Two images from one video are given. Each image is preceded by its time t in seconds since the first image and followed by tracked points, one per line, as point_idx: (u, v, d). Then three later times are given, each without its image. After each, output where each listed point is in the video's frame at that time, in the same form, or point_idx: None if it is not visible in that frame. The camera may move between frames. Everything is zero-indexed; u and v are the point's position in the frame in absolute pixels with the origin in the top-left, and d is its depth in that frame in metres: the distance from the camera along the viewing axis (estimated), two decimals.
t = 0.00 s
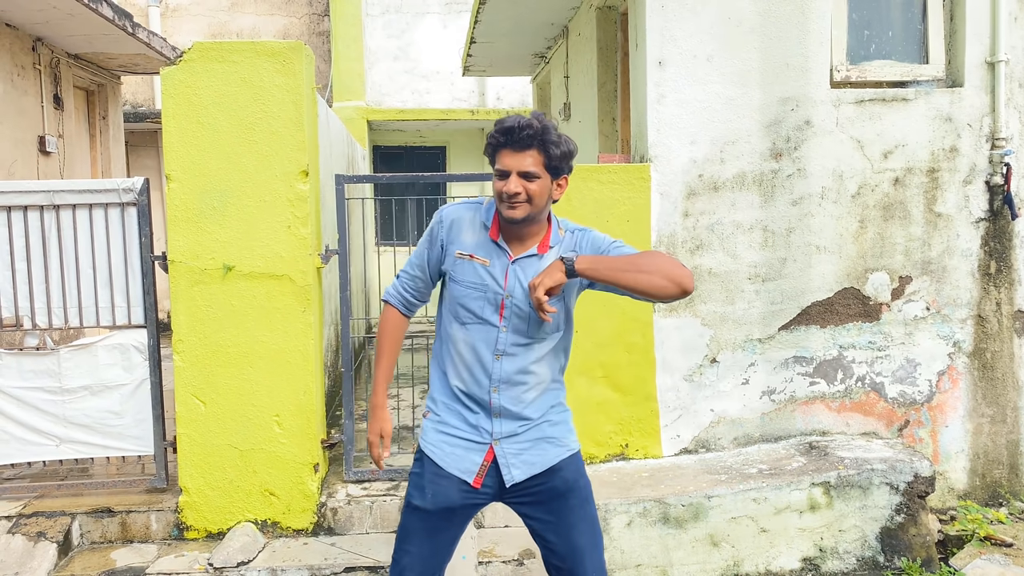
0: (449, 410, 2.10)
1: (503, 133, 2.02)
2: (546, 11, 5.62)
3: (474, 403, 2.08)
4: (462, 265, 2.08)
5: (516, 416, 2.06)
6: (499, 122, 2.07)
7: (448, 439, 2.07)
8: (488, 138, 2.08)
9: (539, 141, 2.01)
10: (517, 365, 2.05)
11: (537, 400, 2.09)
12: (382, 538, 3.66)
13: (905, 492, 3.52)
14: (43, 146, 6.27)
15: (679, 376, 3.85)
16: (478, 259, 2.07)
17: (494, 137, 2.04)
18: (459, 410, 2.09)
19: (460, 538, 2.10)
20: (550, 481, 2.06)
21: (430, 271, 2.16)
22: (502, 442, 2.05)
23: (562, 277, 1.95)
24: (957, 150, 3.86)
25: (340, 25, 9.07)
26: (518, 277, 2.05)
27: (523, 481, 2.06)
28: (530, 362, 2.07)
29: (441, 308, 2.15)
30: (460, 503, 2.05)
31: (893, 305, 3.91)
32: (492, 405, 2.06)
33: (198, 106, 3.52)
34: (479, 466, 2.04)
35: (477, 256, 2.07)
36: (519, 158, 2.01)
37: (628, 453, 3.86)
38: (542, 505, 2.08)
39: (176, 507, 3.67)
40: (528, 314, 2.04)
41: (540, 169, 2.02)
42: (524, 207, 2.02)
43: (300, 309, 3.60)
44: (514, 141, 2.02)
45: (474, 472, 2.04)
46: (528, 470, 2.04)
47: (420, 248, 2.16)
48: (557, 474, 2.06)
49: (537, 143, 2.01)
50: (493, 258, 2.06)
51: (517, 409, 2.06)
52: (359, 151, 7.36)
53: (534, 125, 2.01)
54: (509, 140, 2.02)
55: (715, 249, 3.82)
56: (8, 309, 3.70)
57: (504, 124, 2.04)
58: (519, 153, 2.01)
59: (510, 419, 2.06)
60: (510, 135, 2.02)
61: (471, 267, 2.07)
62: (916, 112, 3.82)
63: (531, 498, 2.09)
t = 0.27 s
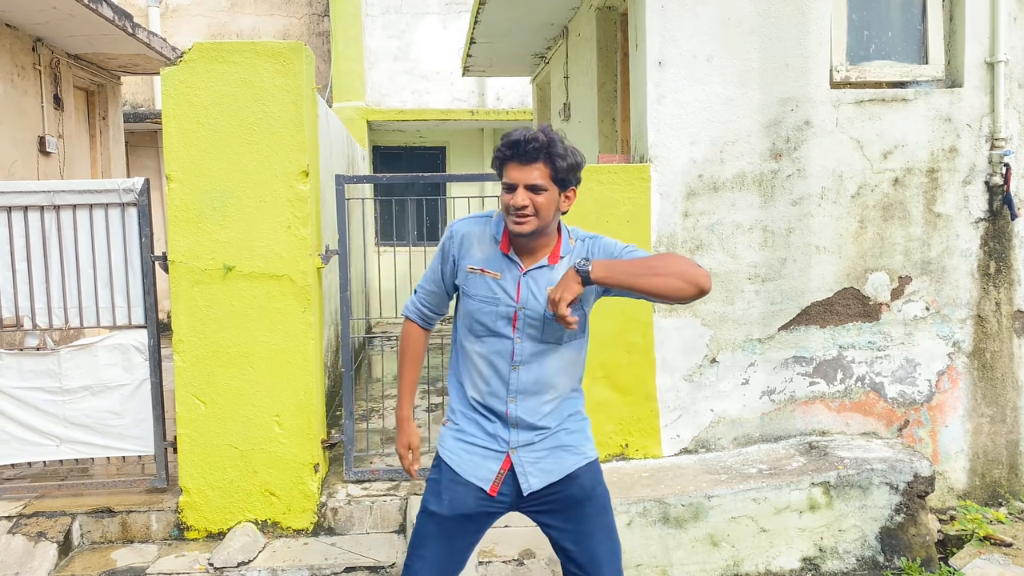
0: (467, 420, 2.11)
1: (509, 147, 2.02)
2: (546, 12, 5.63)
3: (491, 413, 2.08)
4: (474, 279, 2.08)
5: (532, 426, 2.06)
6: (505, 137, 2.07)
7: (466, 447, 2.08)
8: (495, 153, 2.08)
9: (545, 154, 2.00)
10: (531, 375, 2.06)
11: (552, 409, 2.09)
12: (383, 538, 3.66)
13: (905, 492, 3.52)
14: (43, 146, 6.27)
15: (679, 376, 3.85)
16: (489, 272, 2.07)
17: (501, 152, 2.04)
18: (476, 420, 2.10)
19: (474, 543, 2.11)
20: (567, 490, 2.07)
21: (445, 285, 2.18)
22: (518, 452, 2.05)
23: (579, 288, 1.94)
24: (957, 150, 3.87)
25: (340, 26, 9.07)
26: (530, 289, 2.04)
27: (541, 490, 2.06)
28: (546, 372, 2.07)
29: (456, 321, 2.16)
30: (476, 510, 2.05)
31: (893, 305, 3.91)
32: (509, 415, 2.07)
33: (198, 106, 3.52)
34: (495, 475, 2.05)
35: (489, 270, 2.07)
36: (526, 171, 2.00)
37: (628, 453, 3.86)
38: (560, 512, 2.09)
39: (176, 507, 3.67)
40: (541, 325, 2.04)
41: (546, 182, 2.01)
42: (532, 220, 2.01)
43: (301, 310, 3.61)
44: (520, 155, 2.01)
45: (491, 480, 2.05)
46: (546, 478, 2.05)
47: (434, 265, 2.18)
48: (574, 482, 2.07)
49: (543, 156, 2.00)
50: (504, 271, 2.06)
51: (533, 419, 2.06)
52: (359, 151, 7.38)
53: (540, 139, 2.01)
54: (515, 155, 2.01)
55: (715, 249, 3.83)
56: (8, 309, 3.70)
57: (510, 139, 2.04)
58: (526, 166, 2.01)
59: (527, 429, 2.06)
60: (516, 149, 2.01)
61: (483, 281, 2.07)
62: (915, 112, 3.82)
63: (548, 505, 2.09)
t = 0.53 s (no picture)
0: (457, 419, 2.09)
1: (504, 122, 2.01)
2: (546, 12, 5.63)
3: (484, 404, 2.07)
4: (459, 268, 2.07)
5: (527, 413, 2.07)
6: (491, 112, 2.05)
7: (460, 447, 2.06)
8: (480, 129, 2.04)
9: (539, 128, 2.05)
10: (523, 361, 2.07)
11: (547, 395, 2.10)
12: (383, 538, 3.66)
13: (905, 492, 3.53)
14: (43, 146, 6.27)
15: (679, 376, 3.85)
16: (474, 259, 2.05)
17: (494, 126, 2.02)
18: (466, 417, 2.09)
19: (470, 544, 2.09)
20: (563, 483, 2.06)
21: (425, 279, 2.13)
22: (513, 446, 2.05)
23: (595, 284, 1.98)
24: (956, 150, 3.87)
25: (339, 26, 9.07)
26: (516, 273, 2.05)
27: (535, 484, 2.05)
28: (538, 357, 2.08)
29: (442, 313, 2.13)
30: (471, 511, 2.04)
31: (893, 305, 3.91)
32: (502, 405, 2.06)
33: (198, 106, 3.52)
34: (490, 474, 2.04)
35: (473, 257, 2.06)
36: (525, 144, 2.02)
37: (627, 453, 3.86)
38: (554, 506, 2.07)
39: (176, 507, 3.67)
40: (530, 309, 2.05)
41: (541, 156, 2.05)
42: (532, 193, 2.03)
43: (300, 309, 3.61)
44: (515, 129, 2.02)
45: (486, 480, 2.04)
46: (541, 473, 2.05)
47: (410, 259, 2.12)
48: (569, 475, 2.06)
49: (538, 130, 2.05)
50: (489, 256, 2.05)
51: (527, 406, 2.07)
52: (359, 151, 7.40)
53: (533, 114, 2.05)
54: (511, 128, 2.01)
55: (715, 249, 3.83)
56: (8, 309, 3.70)
57: (502, 113, 2.03)
58: (524, 140, 2.02)
59: (522, 418, 2.06)
60: (511, 123, 2.02)
61: (469, 268, 2.06)
62: (915, 112, 3.82)
63: (542, 501, 2.08)
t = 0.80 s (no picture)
0: (430, 411, 2.09)
1: (463, 101, 2.12)
2: (546, 12, 5.63)
3: (458, 388, 2.07)
4: (424, 250, 2.09)
5: (500, 393, 2.08)
6: (445, 95, 2.14)
7: (435, 438, 2.06)
8: (437, 112, 2.13)
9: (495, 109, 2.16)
10: (493, 339, 2.08)
11: (520, 374, 2.10)
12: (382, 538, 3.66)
13: (904, 491, 3.53)
14: (43, 146, 6.27)
15: (678, 376, 3.86)
16: (437, 241, 2.09)
17: (453, 106, 2.11)
18: (439, 405, 2.08)
19: (453, 545, 2.11)
20: (542, 482, 2.07)
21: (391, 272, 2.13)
22: (489, 429, 2.05)
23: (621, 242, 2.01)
24: (956, 150, 3.87)
25: (339, 26, 9.07)
26: (480, 250, 2.09)
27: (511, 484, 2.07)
28: (508, 337, 2.09)
29: (409, 303, 2.13)
30: (453, 510, 2.06)
31: (892, 305, 3.92)
32: (475, 385, 2.07)
33: (198, 106, 3.52)
34: (473, 462, 2.04)
35: (437, 238, 2.09)
36: (483, 122, 2.12)
37: (627, 453, 3.86)
38: (533, 507, 2.08)
39: (177, 507, 3.67)
40: (497, 285, 2.08)
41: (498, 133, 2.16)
42: (496, 167, 2.12)
43: (300, 309, 3.61)
44: (472, 109, 2.13)
45: (469, 468, 2.04)
46: (517, 462, 2.05)
47: (378, 259, 2.12)
48: (550, 475, 2.07)
49: (492, 109, 2.16)
50: (452, 236, 2.10)
51: (501, 386, 2.08)
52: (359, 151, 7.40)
53: (484, 96, 2.16)
54: (468, 108, 2.12)
55: (715, 249, 3.83)
56: (8, 309, 3.70)
57: (458, 95, 2.13)
58: (481, 118, 2.12)
59: (496, 399, 2.07)
60: (467, 102, 2.12)
61: (433, 250, 2.08)
62: (915, 112, 3.83)
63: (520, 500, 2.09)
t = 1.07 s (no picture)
0: (419, 412, 2.09)
1: (453, 104, 2.12)
2: (545, 12, 5.63)
3: (448, 389, 2.07)
4: (416, 252, 2.09)
5: (490, 395, 2.08)
6: (436, 97, 2.13)
7: (425, 439, 2.06)
8: (428, 115, 2.12)
9: (485, 111, 2.16)
10: (484, 342, 2.08)
11: (510, 376, 2.11)
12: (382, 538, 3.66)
13: (904, 491, 3.53)
14: (43, 146, 6.27)
15: (678, 376, 3.86)
16: (429, 243, 2.09)
17: (443, 109, 2.10)
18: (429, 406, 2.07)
19: (446, 544, 2.11)
20: (534, 480, 2.08)
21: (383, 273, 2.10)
22: (479, 430, 2.06)
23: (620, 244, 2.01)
24: (957, 150, 3.87)
25: (339, 26, 9.07)
26: (471, 252, 2.09)
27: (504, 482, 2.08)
28: (498, 339, 2.10)
29: (400, 304, 2.13)
30: (446, 509, 2.05)
31: (892, 304, 3.92)
32: (465, 386, 2.07)
33: (198, 106, 3.52)
34: (462, 462, 2.05)
35: (429, 241, 2.10)
36: (473, 126, 2.12)
37: (628, 452, 3.86)
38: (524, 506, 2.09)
39: (177, 507, 3.67)
40: (487, 288, 2.08)
41: (489, 137, 2.15)
42: (486, 171, 2.12)
43: (301, 309, 3.61)
44: (463, 112, 2.12)
45: (458, 469, 2.04)
46: (507, 461, 2.05)
47: (373, 258, 2.09)
48: (541, 473, 2.08)
49: (482, 112, 2.15)
50: (443, 238, 2.10)
51: (491, 387, 2.08)
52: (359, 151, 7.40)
53: (475, 99, 2.16)
54: (458, 111, 2.11)
55: (715, 248, 3.83)
56: (9, 309, 3.70)
57: (449, 98, 2.13)
58: (472, 122, 2.12)
59: (486, 400, 2.07)
60: (458, 106, 2.12)
61: (425, 252, 2.09)
62: (915, 112, 3.83)
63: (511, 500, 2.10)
